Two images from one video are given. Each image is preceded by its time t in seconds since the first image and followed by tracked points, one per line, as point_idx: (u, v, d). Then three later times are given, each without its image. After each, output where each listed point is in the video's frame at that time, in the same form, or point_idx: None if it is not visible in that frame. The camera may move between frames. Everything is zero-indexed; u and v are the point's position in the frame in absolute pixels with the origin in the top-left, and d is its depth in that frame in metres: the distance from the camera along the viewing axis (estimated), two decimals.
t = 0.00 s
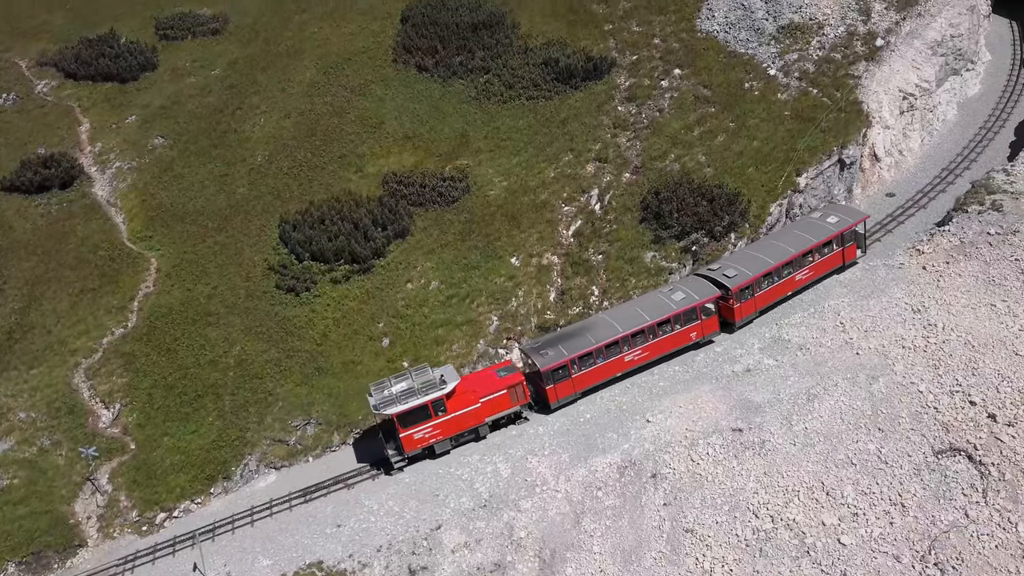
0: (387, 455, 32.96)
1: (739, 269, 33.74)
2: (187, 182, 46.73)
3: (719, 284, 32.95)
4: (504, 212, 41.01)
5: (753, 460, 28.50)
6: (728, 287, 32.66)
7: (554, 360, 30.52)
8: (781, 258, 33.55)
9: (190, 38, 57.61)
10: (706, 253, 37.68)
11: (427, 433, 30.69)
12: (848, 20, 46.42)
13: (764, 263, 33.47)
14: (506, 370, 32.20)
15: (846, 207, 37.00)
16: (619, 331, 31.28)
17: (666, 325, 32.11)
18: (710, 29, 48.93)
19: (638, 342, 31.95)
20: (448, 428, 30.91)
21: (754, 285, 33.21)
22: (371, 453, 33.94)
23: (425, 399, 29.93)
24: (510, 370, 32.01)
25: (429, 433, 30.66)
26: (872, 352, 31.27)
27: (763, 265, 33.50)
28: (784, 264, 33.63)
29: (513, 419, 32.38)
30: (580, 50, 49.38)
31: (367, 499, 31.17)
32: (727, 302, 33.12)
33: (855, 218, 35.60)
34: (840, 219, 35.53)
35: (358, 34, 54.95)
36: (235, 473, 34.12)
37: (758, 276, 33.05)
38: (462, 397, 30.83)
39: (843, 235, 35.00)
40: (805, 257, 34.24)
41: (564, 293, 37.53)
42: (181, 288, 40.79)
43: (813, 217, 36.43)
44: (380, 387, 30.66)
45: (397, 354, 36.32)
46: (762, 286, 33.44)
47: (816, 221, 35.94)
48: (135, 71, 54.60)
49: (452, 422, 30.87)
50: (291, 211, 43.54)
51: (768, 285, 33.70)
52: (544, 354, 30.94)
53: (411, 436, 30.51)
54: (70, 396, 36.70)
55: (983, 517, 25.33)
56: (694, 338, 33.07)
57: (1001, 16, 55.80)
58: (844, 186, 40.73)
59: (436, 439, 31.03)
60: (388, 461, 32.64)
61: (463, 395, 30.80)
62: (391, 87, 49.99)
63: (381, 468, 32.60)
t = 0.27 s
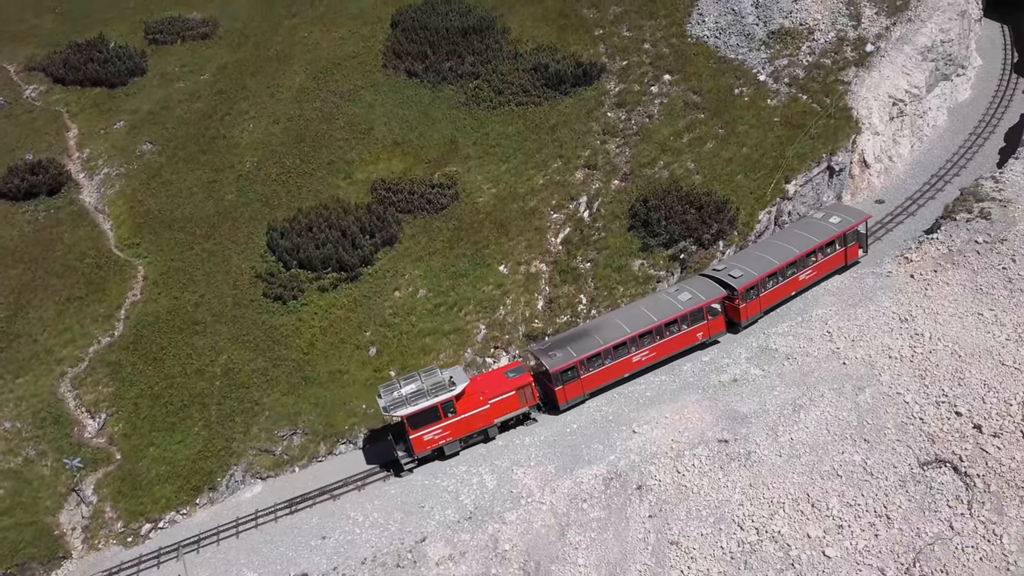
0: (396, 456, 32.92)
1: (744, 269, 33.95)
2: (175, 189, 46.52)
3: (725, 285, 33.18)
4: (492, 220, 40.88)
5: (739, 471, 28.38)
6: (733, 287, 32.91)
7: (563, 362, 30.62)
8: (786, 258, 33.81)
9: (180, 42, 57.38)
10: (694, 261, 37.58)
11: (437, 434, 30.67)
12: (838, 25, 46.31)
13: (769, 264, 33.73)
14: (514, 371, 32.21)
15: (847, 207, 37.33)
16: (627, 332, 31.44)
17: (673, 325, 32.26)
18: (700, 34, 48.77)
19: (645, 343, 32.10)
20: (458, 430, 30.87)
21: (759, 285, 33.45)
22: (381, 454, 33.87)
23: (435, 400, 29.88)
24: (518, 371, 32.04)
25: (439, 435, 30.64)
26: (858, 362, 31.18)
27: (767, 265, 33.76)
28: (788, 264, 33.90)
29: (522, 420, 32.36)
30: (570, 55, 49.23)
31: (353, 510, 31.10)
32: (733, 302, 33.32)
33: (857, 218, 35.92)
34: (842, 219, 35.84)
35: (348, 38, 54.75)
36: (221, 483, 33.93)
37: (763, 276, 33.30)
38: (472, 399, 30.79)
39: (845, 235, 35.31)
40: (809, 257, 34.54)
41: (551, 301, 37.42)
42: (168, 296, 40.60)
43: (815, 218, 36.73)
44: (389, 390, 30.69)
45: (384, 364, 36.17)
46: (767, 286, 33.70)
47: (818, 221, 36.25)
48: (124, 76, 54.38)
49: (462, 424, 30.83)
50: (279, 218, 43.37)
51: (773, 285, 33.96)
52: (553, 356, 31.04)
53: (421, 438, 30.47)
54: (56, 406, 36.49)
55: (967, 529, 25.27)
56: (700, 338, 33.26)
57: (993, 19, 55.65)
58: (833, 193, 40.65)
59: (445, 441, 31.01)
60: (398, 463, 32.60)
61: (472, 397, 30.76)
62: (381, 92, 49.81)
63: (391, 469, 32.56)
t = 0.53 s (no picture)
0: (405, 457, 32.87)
1: (749, 269, 34.08)
2: (164, 196, 46.32)
3: (731, 285, 33.31)
4: (481, 227, 40.76)
5: (724, 482, 28.25)
6: (739, 286, 33.05)
7: (572, 363, 30.60)
8: (790, 258, 34.00)
9: (170, 47, 57.18)
10: (682, 269, 37.49)
11: (447, 435, 30.71)
12: (829, 31, 46.20)
13: (773, 264, 33.88)
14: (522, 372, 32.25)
15: (849, 207, 37.57)
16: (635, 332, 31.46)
17: (680, 325, 32.33)
18: (691, 39, 48.63)
19: (653, 343, 32.11)
20: (467, 431, 30.89)
21: (765, 285, 33.61)
22: (390, 455, 33.81)
23: (445, 401, 29.93)
24: (526, 372, 32.06)
25: (449, 436, 30.65)
26: (845, 372, 31.10)
27: (772, 265, 33.92)
28: (792, 263, 34.09)
29: (530, 421, 32.39)
30: (560, 60, 49.09)
31: (338, 522, 31.02)
32: (739, 302, 33.42)
33: (858, 217, 36.14)
34: (844, 219, 36.05)
35: (338, 43, 54.57)
36: (207, 493, 33.73)
37: (768, 275, 33.45)
38: (481, 399, 30.83)
39: (847, 235, 35.52)
40: (812, 257, 34.75)
41: (540, 309, 37.32)
42: (156, 304, 40.43)
43: (816, 218, 36.95)
44: (399, 391, 30.72)
45: (371, 373, 36.03)
46: (772, 285, 33.86)
47: (820, 221, 36.46)
48: (113, 81, 54.17)
49: (471, 424, 30.86)
50: (268, 225, 43.21)
51: (777, 284, 34.12)
52: (561, 357, 31.03)
53: (431, 439, 30.52)
54: (42, 415, 36.30)
55: (952, 540, 25.23)
56: (706, 338, 33.35)
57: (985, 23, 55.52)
58: (822, 200, 40.54)
59: (455, 442, 31.01)
60: (407, 464, 32.55)
61: (481, 398, 30.79)
62: (371, 97, 49.65)
63: (400, 470, 32.52)
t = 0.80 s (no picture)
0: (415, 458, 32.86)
1: (753, 269, 34.43)
2: (153, 202, 46.14)
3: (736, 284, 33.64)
4: (471, 234, 40.64)
5: (710, 493, 28.15)
6: (745, 286, 33.39)
7: (581, 363, 30.84)
8: (794, 257, 34.39)
9: (160, 51, 56.97)
10: (671, 276, 37.40)
11: (457, 436, 30.79)
12: (820, 36, 46.09)
13: (778, 263, 34.25)
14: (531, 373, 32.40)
15: (850, 207, 37.98)
16: (643, 333, 31.71)
17: (687, 325, 32.62)
18: (681, 44, 48.48)
19: (661, 343, 32.40)
20: (477, 431, 30.99)
21: (770, 284, 33.96)
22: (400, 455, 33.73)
23: (455, 402, 30.06)
24: (536, 373, 32.22)
25: (459, 436, 30.74)
26: (832, 381, 31.03)
27: (776, 264, 34.29)
28: (796, 263, 34.47)
29: (539, 421, 32.48)
30: (550, 65, 48.95)
31: (324, 532, 30.93)
32: (745, 301, 33.75)
33: (860, 216, 36.62)
34: (846, 219, 36.52)
35: (329, 48, 54.40)
36: (193, 503, 33.55)
37: (773, 275, 33.80)
38: (490, 400, 30.94)
39: (849, 234, 35.96)
40: (815, 256, 35.15)
41: (528, 317, 37.21)
42: (144, 311, 40.28)
43: (818, 217, 37.37)
44: (408, 391, 30.79)
45: (358, 382, 35.87)
46: (777, 285, 34.22)
47: (822, 220, 36.87)
48: (103, 86, 53.96)
49: (481, 425, 30.96)
50: (256, 231, 43.07)
51: (782, 283, 34.50)
52: (570, 357, 31.24)
53: (441, 440, 30.60)
54: (28, 424, 36.16)
55: (937, 552, 25.15)
56: (713, 337, 33.66)
57: (977, 26, 55.39)
58: (812, 207, 40.43)
59: (465, 442, 31.11)
60: (417, 464, 32.57)
61: (491, 399, 30.90)
62: (361, 103, 49.50)
63: (410, 470, 32.53)
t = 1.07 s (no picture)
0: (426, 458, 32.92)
1: (758, 268, 34.68)
2: (142, 208, 45.99)
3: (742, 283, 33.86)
4: (460, 240, 40.54)
5: (697, 503, 28.08)
6: (750, 285, 33.60)
7: (591, 362, 30.90)
8: (798, 256, 34.67)
9: (151, 55, 56.79)
10: (660, 283, 37.34)
11: (467, 436, 30.85)
12: (811, 41, 46.00)
13: (782, 262, 34.52)
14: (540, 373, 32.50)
15: (851, 206, 38.40)
16: (652, 331, 31.78)
17: (694, 324, 32.75)
18: (673, 49, 48.34)
19: (669, 341, 32.48)
20: (487, 431, 31.06)
21: (775, 283, 34.20)
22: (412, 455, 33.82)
23: (465, 402, 30.10)
24: (545, 372, 32.28)
25: (469, 436, 30.81)
26: (820, 391, 30.98)
27: (780, 263, 34.54)
28: (800, 262, 34.77)
29: (548, 420, 32.54)
30: (542, 70, 48.82)
31: (311, 542, 30.89)
32: (751, 300, 33.93)
33: (861, 216, 37.25)
34: (847, 218, 37.08)
35: (320, 52, 54.23)
36: (180, 513, 33.45)
37: (778, 273, 34.05)
38: (501, 399, 31.01)
39: (850, 233, 36.46)
40: (819, 255, 35.49)
41: (517, 324, 37.12)
42: (132, 318, 40.17)
43: (820, 217, 37.78)
44: (420, 392, 30.93)
45: (347, 390, 35.75)
46: (782, 283, 34.51)
47: (824, 220, 37.32)
48: (94, 91, 53.77)
49: (492, 425, 31.02)
50: (246, 238, 42.95)
51: (786, 282, 34.78)
52: (580, 356, 31.24)
53: (451, 440, 30.66)
54: (15, 433, 36.11)
55: (923, 562, 25.12)
56: (719, 336, 33.78)
57: (969, 30, 55.29)
58: (802, 213, 40.42)
59: (475, 442, 31.18)
60: (428, 464, 32.63)
61: (500, 398, 30.95)
62: (352, 108, 49.36)
63: (421, 470, 32.59)
